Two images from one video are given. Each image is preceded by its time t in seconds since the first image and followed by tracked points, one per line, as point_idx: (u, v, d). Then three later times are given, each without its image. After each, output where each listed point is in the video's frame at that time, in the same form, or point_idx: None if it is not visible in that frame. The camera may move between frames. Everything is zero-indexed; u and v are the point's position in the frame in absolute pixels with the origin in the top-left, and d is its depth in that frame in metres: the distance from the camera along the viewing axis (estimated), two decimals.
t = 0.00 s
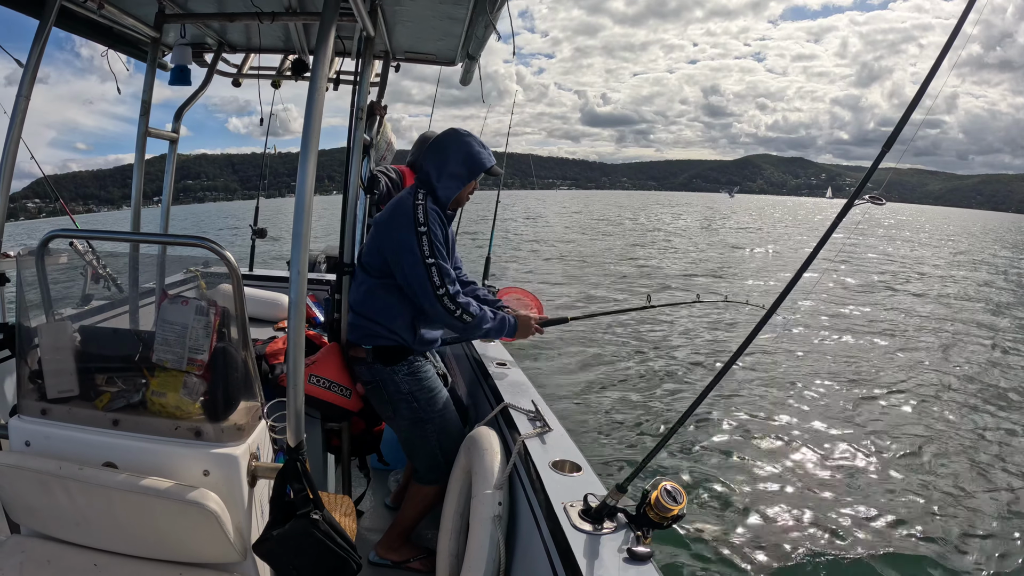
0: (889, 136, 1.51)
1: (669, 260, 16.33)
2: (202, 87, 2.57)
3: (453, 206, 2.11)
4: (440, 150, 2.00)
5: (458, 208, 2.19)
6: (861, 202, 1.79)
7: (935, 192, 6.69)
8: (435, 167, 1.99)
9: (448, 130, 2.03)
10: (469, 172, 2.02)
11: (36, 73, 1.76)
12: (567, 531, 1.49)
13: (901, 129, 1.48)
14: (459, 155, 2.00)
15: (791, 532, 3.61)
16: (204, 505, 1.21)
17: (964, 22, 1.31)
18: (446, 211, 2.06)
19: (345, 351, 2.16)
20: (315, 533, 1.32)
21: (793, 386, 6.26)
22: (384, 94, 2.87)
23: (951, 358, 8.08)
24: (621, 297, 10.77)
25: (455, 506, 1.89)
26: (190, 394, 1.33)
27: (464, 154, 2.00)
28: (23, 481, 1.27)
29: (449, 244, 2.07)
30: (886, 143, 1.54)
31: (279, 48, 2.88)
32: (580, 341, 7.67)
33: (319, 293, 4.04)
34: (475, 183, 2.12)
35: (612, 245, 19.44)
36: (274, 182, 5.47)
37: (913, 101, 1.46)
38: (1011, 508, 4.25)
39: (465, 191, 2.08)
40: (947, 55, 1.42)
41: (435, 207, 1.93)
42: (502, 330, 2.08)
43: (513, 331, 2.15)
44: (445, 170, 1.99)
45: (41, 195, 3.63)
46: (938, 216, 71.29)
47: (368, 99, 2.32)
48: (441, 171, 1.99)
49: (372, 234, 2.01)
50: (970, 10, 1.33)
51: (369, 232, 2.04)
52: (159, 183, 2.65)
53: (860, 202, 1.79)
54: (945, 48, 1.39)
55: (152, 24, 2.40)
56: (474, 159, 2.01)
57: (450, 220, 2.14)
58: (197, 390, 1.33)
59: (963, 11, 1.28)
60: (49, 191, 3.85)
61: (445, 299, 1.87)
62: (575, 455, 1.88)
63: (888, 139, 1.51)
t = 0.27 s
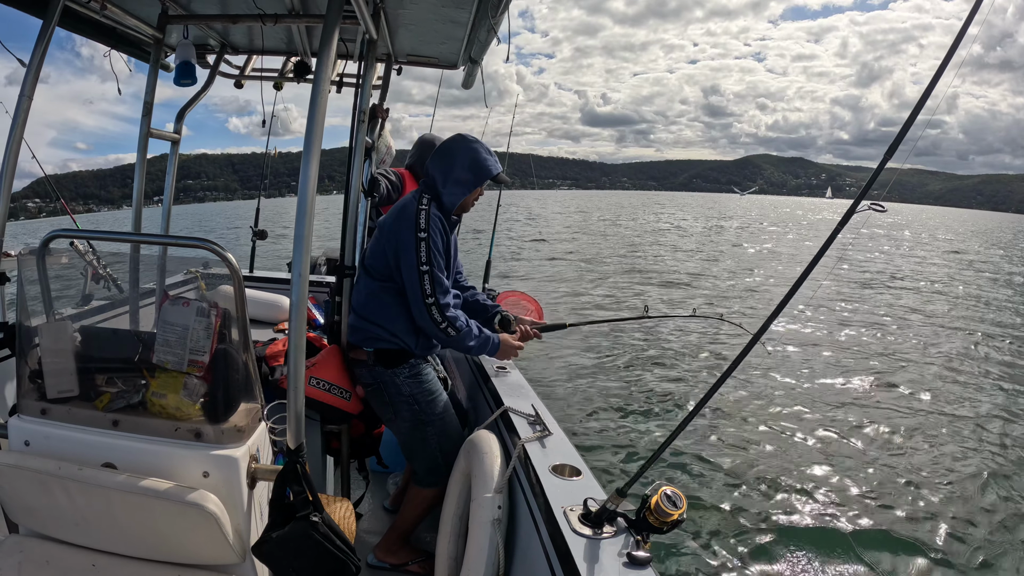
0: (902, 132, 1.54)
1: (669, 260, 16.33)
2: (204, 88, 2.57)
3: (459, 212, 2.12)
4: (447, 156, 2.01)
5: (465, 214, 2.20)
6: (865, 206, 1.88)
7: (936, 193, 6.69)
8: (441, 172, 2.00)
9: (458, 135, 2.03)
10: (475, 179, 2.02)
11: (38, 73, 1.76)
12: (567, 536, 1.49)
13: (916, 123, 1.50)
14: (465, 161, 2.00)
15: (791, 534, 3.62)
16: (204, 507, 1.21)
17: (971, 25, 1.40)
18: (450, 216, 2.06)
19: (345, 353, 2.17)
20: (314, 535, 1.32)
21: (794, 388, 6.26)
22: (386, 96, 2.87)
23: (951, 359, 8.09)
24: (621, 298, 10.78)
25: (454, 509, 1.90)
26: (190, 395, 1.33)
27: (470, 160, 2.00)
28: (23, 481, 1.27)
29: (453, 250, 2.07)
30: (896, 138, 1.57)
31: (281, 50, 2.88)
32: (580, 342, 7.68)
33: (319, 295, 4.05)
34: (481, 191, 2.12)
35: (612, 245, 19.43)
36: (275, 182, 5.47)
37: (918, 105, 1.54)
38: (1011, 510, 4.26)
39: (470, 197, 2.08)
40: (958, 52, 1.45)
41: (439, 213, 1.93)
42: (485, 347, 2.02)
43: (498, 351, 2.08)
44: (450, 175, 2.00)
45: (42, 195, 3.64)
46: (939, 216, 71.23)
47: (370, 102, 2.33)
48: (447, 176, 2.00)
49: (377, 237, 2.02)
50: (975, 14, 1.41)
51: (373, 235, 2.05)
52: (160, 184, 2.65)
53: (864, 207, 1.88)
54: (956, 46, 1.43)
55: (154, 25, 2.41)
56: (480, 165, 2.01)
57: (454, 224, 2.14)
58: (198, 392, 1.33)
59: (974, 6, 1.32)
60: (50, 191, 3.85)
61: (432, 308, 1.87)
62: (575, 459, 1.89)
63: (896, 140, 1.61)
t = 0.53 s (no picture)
0: (901, 138, 1.57)
1: (669, 262, 16.33)
2: (206, 87, 2.57)
3: (451, 212, 2.12)
4: (441, 156, 2.00)
5: (458, 215, 2.20)
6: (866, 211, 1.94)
7: (937, 196, 6.69)
8: (436, 172, 1.99)
9: (453, 135, 2.03)
10: (469, 181, 2.02)
11: (40, 71, 1.76)
12: (563, 539, 1.49)
13: (914, 127, 1.53)
14: (460, 162, 2.00)
15: (789, 538, 3.63)
16: (200, 505, 1.21)
17: (975, 29, 1.39)
18: (443, 216, 2.06)
19: (344, 352, 2.17)
20: (310, 536, 1.32)
21: (793, 390, 6.27)
22: (387, 97, 2.87)
23: (950, 361, 8.10)
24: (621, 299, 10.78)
25: (451, 510, 1.89)
26: (187, 393, 1.33)
27: (465, 161, 2.00)
28: (19, 477, 1.27)
29: (448, 250, 2.07)
30: (896, 143, 1.60)
31: (284, 49, 2.88)
32: (580, 343, 7.68)
33: (319, 295, 4.05)
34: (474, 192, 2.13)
35: (612, 246, 19.43)
36: (276, 183, 5.47)
37: (922, 106, 1.53)
38: (1009, 514, 4.27)
39: (464, 198, 2.08)
40: (955, 61, 1.48)
41: (434, 213, 1.93)
42: (477, 342, 2.05)
43: (489, 342, 2.12)
44: (445, 176, 1.99)
45: (42, 194, 3.64)
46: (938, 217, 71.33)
47: (372, 102, 2.32)
48: (442, 177, 2.00)
49: (373, 235, 2.01)
50: (980, 17, 1.40)
51: (370, 233, 2.04)
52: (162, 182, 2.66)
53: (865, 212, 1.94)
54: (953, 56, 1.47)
55: (157, 23, 2.41)
56: (475, 167, 2.01)
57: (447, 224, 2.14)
58: (195, 390, 1.33)
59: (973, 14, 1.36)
60: (50, 190, 3.85)
61: (427, 309, 1.87)
62: (572, 462, 1.89)
63: (897, 144, 1.60)
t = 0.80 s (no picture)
0: (906, 139, 1.59)
1: (669, 262, 16.32)
2: (209, 84, 2.57)
3: (451, 210, 2.12)
4: (440, 154, 2.00)
5: (456, 214, 2.20)
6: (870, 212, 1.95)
7: (938, 198, 6.70)
8: (435, 170, 1.99)
9: (453, 134, 2.03)
10: (469, 179, 2.02)
11: (44, 67, 1.76)
12: (563, 538, 1.49)
13: (920, 127, 1.55)
14: (459, 161, 2.00)
15: (789, 540, 3.62)
16: (201, 502, 1.21)
17: (980, 32, 1.42)
18: (443, 214, 2.06)
19: (345, 351, 2.16)
20: (310, 533, 1.32)
21: (795, 390, 6.26)
22: (390, 96, 2.87)
23: (952, 362, 8.08)
24: (622, 300, 10.78)
25: (451, 508, 1.89)
26: (188, 390, 1.33)
27: (465, 160, 2.01)
28: (19, 472, 1.27)
29: (449, 248, 2.07)
30: (902, 145, 1.62)
31: (287, 47, 2.88)
32: (581, 344, 7.68)
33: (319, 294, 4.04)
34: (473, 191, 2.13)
35: (612, 247, 19.42)
36: (277, 182, 5.47)
37: (927, 109, 1.55)
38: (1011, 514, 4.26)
39: (463, 196, 2.08)
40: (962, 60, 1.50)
41: (434, 211, 1.93)
42: (478, 338, 2.05)
43: (488, 337, 2.12)
44: (444, 175, 1.99)
45: (43, 192, 3.64)
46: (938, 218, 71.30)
47: (375, 100, 2.32)
48: (441, 175, 2.00)
49: (374, 233, 2.01)
50: (986, 20, 1.43)
51: (370, 230, 2.04)
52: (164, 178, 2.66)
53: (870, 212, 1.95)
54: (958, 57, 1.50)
55: (161, 20, 2.41)
56: (475, 166, 2.01)
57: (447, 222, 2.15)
58: (196, 387, 1.33)
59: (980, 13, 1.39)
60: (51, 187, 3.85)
61: (428, 307, 1.86)
62: (573, 462, 1.88)
63: (902, 146, 1.62)
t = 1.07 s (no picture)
0: (908, 140, 1.58)
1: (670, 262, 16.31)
2: (211, 79, 2.57)
3: (451, 203, 2.11)
4: (439, 147, 1.99)
5: (456, 207, 2.19)
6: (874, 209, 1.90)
7: (939, 197, 6.69)
8: (434, 165, 1.98)
9: (450, 126, 2.02)
10: (468, 172, 2.01)
11: (44, 63, 1.75)
12: (567, 534, 1.48)
13: (923, 129, 1.55)
14: (458, 154, 1.99)
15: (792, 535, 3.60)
16: (203, 497, 1.20)
17: (985, 32, 1.41)
18: (443, 207, 2.05)
19: (347, 347, 2.16)
20: (313, 529, 1.31)
21: (796, 388, 6.25)
22: (392, 91, 2.87)
23: (954, 362, 8.07)
24: (623, 299, 10.77)
25: (453, 504, 1.88)
26: (190, 385, 1.32)
27: (464, 153, 2.00)
28: (20, 468, 1.26)
29: (450, 242, 2.07)
30: (903, 148, 1.61)
31: (289, 42, 2.87)
32: (582, 342, 7.67)
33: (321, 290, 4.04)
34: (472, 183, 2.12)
35: (612, 247, 19.42)
36: (278, 180, 5.47)
37: (929, 111, 1.54)
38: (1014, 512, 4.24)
39: (463, 189, 2.07)
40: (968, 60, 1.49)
41: (434, 205, 1.92)
42: (480, 331, 2.04)
43: (490, 330, 2.12)
44: (443, 168, 1.98)
45: (43, 188, 3.63)
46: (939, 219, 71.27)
47: (378, 95, 2.32)
48: (440, 169, 1.99)
49: (375, 227, 2.00)
50: (989, 21, 1.42)
51: (371, 225, 2.03)
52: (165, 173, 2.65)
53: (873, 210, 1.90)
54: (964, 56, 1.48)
55: (162, 15, 2.41)
56: (474, 159, 2.00)
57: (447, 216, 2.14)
58: (198, 381, 1.32)
59: (986, 13, 1.38)
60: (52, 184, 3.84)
61: (430, 302, 1.86)
62: (576, 458, 1.87)
63: (903, 148, 1.61)
